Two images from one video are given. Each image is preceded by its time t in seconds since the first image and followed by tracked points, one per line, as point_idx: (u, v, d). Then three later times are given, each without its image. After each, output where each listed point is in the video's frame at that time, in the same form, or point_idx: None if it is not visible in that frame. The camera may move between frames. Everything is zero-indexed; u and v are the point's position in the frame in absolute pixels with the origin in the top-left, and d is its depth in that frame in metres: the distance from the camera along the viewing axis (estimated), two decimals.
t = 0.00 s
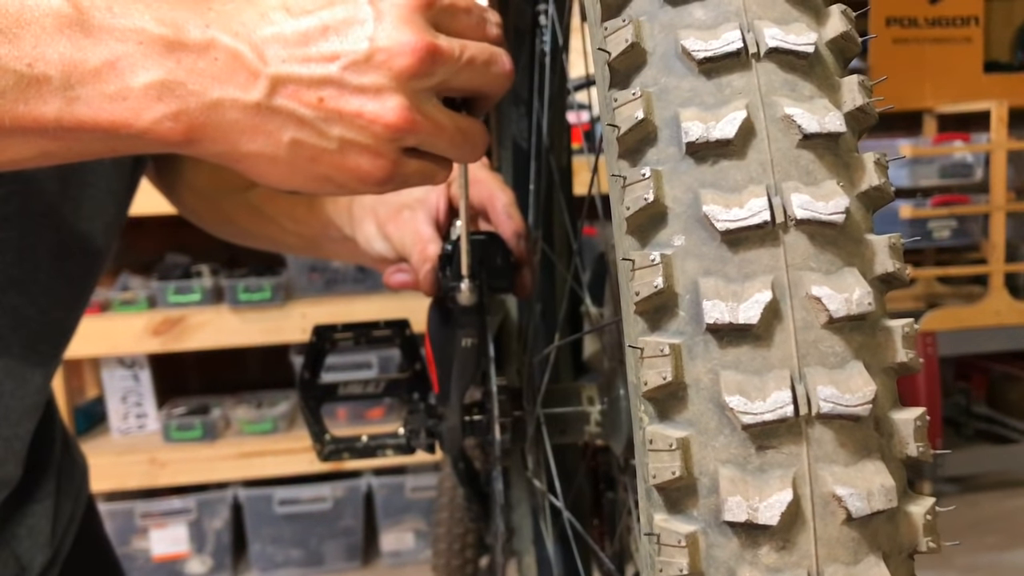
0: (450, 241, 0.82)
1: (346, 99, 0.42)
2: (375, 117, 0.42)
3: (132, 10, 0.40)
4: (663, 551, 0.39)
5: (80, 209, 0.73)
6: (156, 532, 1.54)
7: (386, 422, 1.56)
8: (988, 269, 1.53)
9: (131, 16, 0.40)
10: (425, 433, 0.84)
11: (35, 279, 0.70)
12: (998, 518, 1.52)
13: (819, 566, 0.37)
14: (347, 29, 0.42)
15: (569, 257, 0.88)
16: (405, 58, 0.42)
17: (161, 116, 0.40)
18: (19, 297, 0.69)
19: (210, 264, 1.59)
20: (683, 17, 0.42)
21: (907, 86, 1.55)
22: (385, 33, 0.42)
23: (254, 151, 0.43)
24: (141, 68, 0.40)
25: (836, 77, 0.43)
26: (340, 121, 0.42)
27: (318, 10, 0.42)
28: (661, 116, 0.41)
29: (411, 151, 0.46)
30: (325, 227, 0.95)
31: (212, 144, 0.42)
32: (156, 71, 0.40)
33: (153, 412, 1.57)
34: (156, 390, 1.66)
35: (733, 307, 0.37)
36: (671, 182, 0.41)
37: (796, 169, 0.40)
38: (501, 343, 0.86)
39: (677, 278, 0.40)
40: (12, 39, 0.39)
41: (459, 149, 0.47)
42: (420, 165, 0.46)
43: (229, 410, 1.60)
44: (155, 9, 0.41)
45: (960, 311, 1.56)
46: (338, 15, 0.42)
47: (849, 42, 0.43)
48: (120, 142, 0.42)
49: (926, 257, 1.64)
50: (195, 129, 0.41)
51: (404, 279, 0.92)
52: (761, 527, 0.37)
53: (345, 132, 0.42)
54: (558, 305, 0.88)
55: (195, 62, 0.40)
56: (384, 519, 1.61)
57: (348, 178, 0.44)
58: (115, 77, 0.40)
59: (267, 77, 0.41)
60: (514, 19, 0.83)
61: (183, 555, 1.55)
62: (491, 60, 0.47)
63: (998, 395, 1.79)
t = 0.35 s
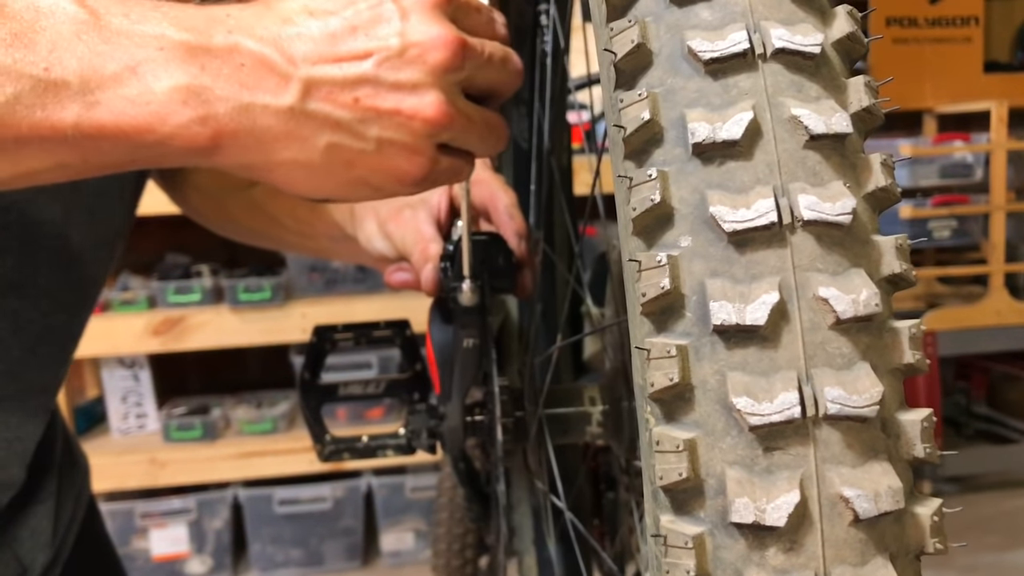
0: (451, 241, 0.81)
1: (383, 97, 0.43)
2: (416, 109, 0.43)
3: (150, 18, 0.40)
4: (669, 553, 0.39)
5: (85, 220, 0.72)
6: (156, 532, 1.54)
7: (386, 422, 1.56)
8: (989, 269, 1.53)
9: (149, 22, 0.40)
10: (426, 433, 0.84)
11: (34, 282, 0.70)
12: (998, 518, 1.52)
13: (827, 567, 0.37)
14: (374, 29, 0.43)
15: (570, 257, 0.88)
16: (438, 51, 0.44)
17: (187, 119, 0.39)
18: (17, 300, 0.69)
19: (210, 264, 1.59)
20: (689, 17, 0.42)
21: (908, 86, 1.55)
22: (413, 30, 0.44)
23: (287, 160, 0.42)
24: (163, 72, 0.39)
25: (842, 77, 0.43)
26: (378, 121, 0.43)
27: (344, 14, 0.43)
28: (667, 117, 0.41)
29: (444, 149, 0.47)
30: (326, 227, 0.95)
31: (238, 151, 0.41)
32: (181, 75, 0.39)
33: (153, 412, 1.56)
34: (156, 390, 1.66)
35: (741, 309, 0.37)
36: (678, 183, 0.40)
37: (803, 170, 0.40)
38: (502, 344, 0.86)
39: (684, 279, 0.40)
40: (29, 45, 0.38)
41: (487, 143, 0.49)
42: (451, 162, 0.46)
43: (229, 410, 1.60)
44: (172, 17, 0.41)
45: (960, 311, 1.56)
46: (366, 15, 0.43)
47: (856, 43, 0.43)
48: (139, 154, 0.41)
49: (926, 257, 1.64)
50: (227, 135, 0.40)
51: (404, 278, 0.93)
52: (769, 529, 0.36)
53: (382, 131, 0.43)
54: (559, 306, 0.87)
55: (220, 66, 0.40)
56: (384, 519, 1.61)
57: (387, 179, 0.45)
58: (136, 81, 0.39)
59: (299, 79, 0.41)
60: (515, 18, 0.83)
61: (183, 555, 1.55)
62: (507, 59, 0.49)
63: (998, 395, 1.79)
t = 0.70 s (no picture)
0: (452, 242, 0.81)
1: (431, 94, 0.43)
2: (464, 101, 0.43)
3: (188, 35, 0.40)
4: (673, 554, 0.39)
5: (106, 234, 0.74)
6: (156, 532, 1.54)
7: (386, 422, 1.56)
8: (988, 269, 1.54)
9: (187, 39, 0.40)
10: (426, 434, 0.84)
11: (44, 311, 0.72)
12: (998, 518, 1.52)
13: (830, 568, 0.37)
14: (412, 27, 0.43)
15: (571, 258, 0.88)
16: (474, 41, 0.44)
17: (245, 131, 0.39)
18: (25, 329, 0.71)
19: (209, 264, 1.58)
20: (691, 19, 0.42)
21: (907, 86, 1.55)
22: (449, 24, 0.44)
23: (342, 165, 0.42)
24: (212, 87, 0.39)
25: (845, 79, 0.43)
26: (429, 119, 0.43)
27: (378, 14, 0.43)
28: (671, 119, 0.41)
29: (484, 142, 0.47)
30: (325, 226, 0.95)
31: (297, 161, 0.41)
32: (231, 88, 0.39)
33: (153, 412, 1.57)
34: (156, 390, 1.66)
35: (745, 311, 0.37)
36: (682, 184, 0.41)
37: (807, 171, 0.40)
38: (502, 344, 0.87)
39: (687, 281, 0.40)
40: (73, 75, 0.38)
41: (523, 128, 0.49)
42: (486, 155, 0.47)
43: (229, 410, 1.60)
44: (209, 32, 0.40)
45: (959, 311, 1.57)
46: (399, 12, 0.43)
47: (858, 44, 0.43)
48: (196, 175, 0.40)
49: (926, 256, 1.64)
50: (286, 139, 0.40)
51: (406, 278, 0.93)
52: (772, 530, 0.37)
53: (433, 129, 0.43)
54: (559, 306, 0.88)
55: (268, 76, 0.39)
56: (384, 519, 1.61)
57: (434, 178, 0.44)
58: (186, 97, 0.38)
59: (350, 82, 0.41)
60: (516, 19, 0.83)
61: (184, 555, 1.55)
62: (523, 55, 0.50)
63: (998, 395, 1.79)
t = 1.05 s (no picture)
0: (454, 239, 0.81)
1: (391, 139, 0.44)
2: (431, 142, 0.44)
3: (163, 80, 0.42)
4: (676, 548, 0.39)
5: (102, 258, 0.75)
6: (156, 532, 1.54)
7: (386, 422, 1.56)
8: (989, 269, 1.54)
9: (163, 84, 0.42)
10: (428, 431, 0.84)
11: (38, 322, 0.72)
12: (999, 518, 1.52)
13: (834, 562, 0.37)
14: (380, 70, 0.43)
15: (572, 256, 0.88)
16: (443, 85, 0.44)
17: (211, 184, 0.42)
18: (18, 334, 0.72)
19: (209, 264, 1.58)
20: (696, 12, 0.42)
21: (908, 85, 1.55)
22: (419, 66, 0.44)
23: (308, 204, 0.44)
24: (184, 140, 0.41)
25: (850, 74, 0.43)
26: (388, 162, 0.44)
27: (351, 53, 0.43)
28: (675, 112, 0.41)
29: (462, 175, 0.47)
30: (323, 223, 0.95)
31: (265, 201, 0.44)
32: (200, 140, 0.41)
33: (153, 412, 1.56)
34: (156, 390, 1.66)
35: (749, 304, 0.37)
36: (688, 179, 0.40)
37: (812, 165, 0.39)
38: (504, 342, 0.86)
39: (692, 274, 0.40)
40: (54, 131, 0.40)
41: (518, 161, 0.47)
42: (467, 187, 0.47)
43: (229, 410, 1.59)
44: (183, 75, 0.42)
45: (960, 312, 1.57)
46: (372, 52, 0.44)
47: (863, 38, 0.43)
48: (174, 212, 0.43)
49: (927, 256, 1.64)
50: (248, 184, 0.42)
51: (409, 279, 0.93)
52: (777, 523, 0.36)
53: (392, 171, 0.44)
54: (559, 305, 0.87)
55: (236, 125, 0.42)
56: (384, 519, 1.61)
57: (404, 211, 0.46)
58: (161, 152, 0.41)
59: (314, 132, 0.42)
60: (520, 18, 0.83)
61: (183, 555, 1.55)
62: (520, 79, 0.48)
63: (999, 395, 1.79)
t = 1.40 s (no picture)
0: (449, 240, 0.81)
1: (328, 117, 0.35)
2: (372, 170, 0.36)
3: (121, 92, 0.36)
4: (661, 546, 0.39)
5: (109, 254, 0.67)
6: (156, 532, 1.54)
7: (386, 422, 1.56)
8: (989, 269, 1.53)
9: (122, 97, 0.36)
10: (424, 431, 0.85)
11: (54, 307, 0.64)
12: (1000, 518, 1.52)
13: (818, 561, 0.37)
14: (304, 44, 0.35)
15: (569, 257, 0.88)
16: (372, 122, 0.35)
17: (166, 186, 0.35)
18: (39, 309, 0.63)
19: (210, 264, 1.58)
20: (681, 12, 0.42)
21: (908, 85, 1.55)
22: (341, 37, 0.34)
23: (266, 199, 0.36)
24: (143, 144, 0.35)
25: (834, 74, 0.43)
26: (334, 142, 0.35)
27: (297, 64, 0.35)
28: (659, 112, 0.41)
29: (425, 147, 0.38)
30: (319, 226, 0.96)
31: (230, 202, 0.37)
32: (158, 144, 0.35)
33: (153, 412, 1.57)
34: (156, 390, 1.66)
35: (732, 303, 0.37)
36: (671, 179, 0.40)
37: (795, 164, 0.39)
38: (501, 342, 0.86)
39: (675, 273, 0.40)
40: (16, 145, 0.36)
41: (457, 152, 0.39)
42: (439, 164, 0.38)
43: (229, 410, 1.60)
44: (143, 85, 0.37)
45: (960, 311, 1.55)
46: (310, 61, 0.34)
47: (847, 37, 0.43)
48: (142, 217, 0.38)
49: (927, 257, 1.63)
50: (204, 193, 0.36)
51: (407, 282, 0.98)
52: (760, 523, 0.36)
53: (343, 150, 0.35)
54: (558, 303, 0.87)
55: (192, 129, 0.35)
56: (384, 519, 1.61)
57: (365, 196, 0.37)
58: (120, 159, 0.35)
59: (252, 142, 0.35)
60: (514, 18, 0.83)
61: (183, 555, 1.55)
62: (470, 39, 0.38)
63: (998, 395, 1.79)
